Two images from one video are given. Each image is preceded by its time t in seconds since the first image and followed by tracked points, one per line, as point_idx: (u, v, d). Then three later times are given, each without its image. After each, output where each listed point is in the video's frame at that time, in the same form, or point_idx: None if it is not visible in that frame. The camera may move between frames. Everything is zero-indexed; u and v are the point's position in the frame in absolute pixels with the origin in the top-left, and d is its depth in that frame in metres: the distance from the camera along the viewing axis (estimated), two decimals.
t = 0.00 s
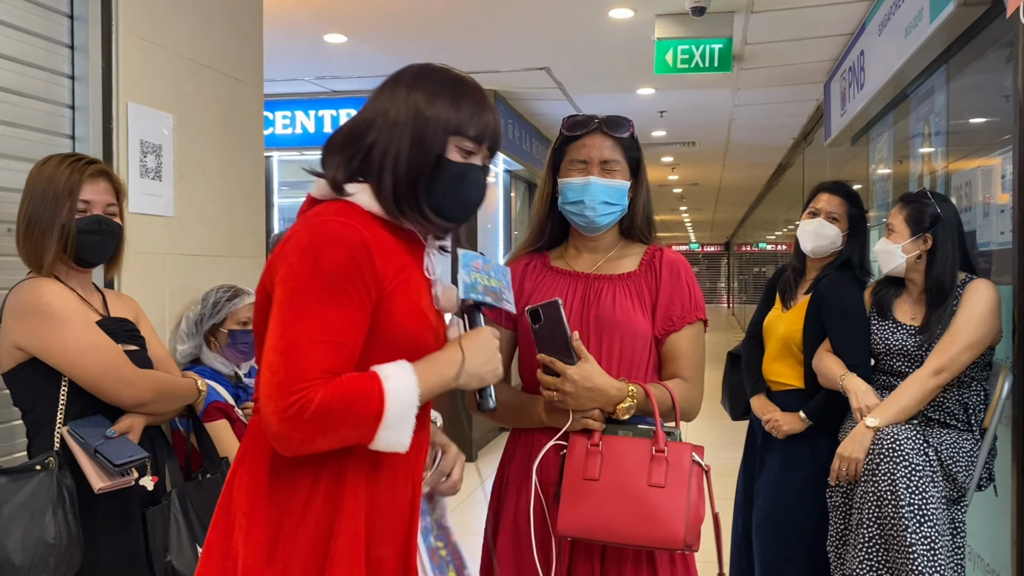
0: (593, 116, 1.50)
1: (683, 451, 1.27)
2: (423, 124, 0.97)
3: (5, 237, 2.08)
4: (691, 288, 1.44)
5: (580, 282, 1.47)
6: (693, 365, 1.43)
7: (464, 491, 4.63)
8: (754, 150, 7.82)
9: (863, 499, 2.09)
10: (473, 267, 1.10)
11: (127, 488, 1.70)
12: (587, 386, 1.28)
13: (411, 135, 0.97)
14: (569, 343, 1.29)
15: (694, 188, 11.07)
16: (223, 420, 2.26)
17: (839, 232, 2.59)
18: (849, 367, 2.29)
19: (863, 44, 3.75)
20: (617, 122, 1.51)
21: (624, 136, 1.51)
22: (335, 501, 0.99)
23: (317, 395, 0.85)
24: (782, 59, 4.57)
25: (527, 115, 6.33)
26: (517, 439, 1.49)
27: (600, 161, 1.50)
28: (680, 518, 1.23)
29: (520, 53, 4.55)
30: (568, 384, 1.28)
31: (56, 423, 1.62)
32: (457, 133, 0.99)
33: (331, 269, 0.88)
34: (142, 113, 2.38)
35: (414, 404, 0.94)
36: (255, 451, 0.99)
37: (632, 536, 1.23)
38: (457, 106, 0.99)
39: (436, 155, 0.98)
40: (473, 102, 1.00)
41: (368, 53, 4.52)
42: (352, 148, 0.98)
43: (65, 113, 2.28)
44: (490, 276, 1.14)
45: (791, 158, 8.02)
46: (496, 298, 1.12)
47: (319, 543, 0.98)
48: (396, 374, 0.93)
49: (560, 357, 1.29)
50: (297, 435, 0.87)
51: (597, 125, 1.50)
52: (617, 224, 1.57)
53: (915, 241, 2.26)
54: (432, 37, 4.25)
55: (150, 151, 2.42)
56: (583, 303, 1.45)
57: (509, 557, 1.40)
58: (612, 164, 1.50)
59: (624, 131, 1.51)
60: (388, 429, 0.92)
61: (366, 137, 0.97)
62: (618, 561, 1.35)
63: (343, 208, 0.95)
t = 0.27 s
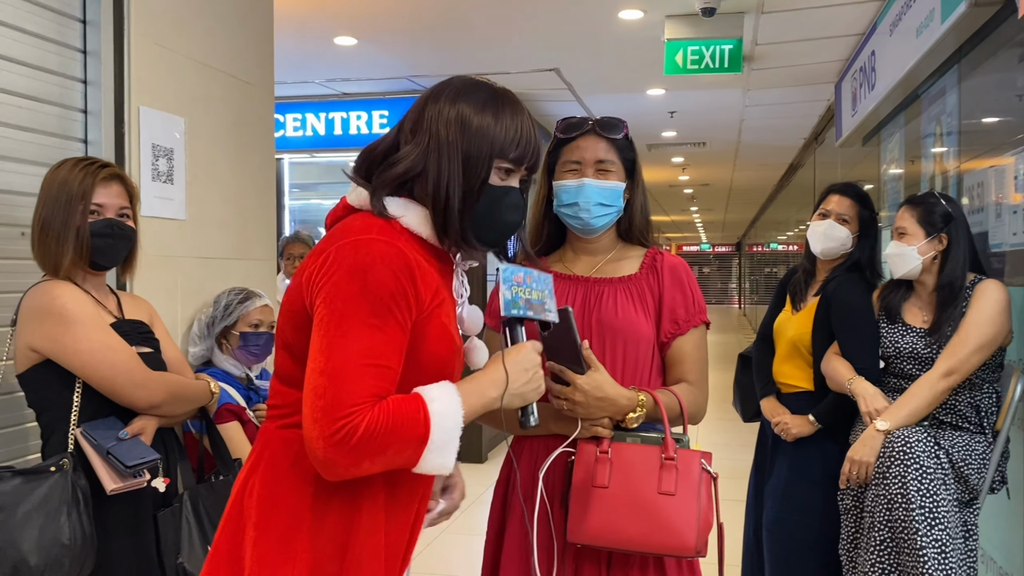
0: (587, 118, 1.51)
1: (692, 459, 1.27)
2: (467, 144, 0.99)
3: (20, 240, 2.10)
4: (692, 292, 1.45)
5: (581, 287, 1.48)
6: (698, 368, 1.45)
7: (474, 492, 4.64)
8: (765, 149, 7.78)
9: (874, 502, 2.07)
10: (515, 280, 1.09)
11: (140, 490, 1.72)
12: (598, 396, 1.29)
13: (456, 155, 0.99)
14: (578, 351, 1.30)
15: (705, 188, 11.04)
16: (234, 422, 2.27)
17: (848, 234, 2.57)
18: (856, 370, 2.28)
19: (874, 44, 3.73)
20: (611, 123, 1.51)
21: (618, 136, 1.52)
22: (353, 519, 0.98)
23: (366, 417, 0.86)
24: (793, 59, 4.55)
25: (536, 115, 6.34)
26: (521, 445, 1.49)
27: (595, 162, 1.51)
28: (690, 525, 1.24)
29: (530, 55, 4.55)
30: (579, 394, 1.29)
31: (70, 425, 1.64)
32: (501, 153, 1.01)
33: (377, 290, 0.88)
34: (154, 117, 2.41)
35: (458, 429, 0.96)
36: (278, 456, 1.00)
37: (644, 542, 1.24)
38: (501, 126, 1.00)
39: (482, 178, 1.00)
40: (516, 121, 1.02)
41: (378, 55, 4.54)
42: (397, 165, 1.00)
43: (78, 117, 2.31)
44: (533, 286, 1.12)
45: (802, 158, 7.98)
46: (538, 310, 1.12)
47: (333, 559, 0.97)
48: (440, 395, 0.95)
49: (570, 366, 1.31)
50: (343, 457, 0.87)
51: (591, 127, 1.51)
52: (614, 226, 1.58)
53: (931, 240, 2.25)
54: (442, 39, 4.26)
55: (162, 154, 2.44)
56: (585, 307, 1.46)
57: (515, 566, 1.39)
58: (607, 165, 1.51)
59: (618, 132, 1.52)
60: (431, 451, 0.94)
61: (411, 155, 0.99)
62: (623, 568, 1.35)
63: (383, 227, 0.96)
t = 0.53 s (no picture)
0: (587, 116, 1.50)
1: (702, 460, 1.28)
2: (423, 110, 0.96)
3: (31, 241, 2.12)
4: (699, 290, 1.45)
5: (586, 288, 1.47)
6: (705, 368, 1.44)
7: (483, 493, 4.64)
8: (775, 149, 7.74)
9: (885, 505, 2.06)
10: (482, 226, 1.05)
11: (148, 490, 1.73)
12: (607, 400, 1.29)
13: (416, 124, 0.96)
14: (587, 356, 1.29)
15: (714, 188, 10.99)
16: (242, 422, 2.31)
17: (852, 234, 2.56)
18: (861, 372, 2.27)
19: (884, 43, 3.71)
20: (612, 121, 1.51)
21: (619, 132, 1.51)
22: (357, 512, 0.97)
23: (352, 398, 0.86)
24: (802, 59, 4.53)
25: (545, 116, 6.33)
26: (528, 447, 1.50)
27: (596, 158, 1.50)
28: (701, 529, 1.24)
29: (539, 55, 4.55)
30: (587, 398, 1.28)
31: (79, 427, 1.65)
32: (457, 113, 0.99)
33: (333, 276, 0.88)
34: (163, 118, 2.42)
35: (453, 386, 0.94)
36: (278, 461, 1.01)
37: (656, 547, 1.24)
38: (450, 85, 0.98)
39: (444, 142, 0.98)
40: (463, 78, 1.00)
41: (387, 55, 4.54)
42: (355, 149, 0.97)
43: (87, 119, 2.32)
44: (503, 231, 1.09)
45: (813, 158, 7.93)
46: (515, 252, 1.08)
47: (344, 555, 0.97)
48: (425, 359, 0.93)
49: (579, 370, 1.29)
50: (335, 442, 0.87)
51: (591, 124, 1.50)
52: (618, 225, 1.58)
53: (948, 239, 2.23)
54: (450, 39, 4.26)
55: (171, 156, 2.45)
56: (591, 308, 1.45)
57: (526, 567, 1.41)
58: (609, 162, 1.51)
59: (619, 129, 1.51)
60: (431, 417, 0.92)
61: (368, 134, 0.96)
62: (634, 568, 1.35)
63: (347, 218, 0.96)
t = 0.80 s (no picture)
0: (589, 114, 1.50)
1: (711, 461, 1.27)
2: (402, 104, 0.99)
3: (39, 241, 2.14)
4: (704, 287, 1.45)
5: (589, 288, 1.47)
6: (712, 367, 1.45)
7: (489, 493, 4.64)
8: (783, 149, 7.71)
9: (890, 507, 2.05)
10: (472, 201, 1.05)
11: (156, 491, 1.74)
12: (615, 402, 1.29)
13: (396, 118, 0.98)
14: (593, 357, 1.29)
15: (722, 188, 10.96)
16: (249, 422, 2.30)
17: (853, 235, 2.55)
18: (865, 374, 2.26)
19: (893, 43, 3.69)
20: (615, 119, 1.50)
21: (622, 131, 1.51)
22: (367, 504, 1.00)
23: (380, 397, 0.89)
24: (810, 58, 4.51)
25: (552, 115, 6.33)
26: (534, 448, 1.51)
27: (599, 158, 1.51)
28: (711, 528, 1.23)
29: (545, 55, 4.55)
30: (595, 401, 1.29)
31: (88, 427, 1.66)
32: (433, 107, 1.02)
33: (336, 279, 0.89)
34: (170, 118, 2.43)
35: (469, 369, 1.00)
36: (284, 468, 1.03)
37: (667, 548, 1.23)
38: (423, 79, 1.00)
39: (422, 136, 1.00)
40: (435, 72, 1.02)
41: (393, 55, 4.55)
42: (334, 147, 0.98)
43: (95, 119, 2.34)
44: (492, 200, 1.08)
45: (821, 158, 7.90)
46: (504, 222, 1.09)
47: (356, 549, 0.99)
48: (436, 344, 0.97)
49: (586, 372, 1.30)
50: (367, 441, 0.89)
51: (593, 123, 1.50)
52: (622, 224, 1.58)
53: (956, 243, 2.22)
54: (457, 39, 4.27)
55: (179, 156, 2.47)
56: (596, 307, 1.45)
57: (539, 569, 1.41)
58: (613, 161, 1.51)
59: (623, 127, 1.51)
60: (455, 396, 0.98)
61: (348, 131, 0.98)
62: (645, 569, 1.36)
63: (344, 224, 0.98)
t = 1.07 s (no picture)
0: (596, 111, 1.51)
1: (713, 464, 1.26)
2: (407, 109, 0.99)
3: (46, 240, 2.15)
4: (708, 287, 1.45)
5: (592, 287, 1.47)
6: (715, 367, 1.45)
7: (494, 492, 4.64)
8: (788, 148, 7.69)
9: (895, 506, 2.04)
10: (476, 210, 1.17)
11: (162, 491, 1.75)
12: (616, 406, 1.29)
13: (401, 123, 0.99)
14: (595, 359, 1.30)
15: (727, 186, 10.95)
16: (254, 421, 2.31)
17: (856, 234, 2.55)
18: (869, 371, 2.25)
19: (899, 42, 3.68)
20: (622, 116, 1.51)
21: (629, 128, 1.52)
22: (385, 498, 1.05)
23: (416, 395, 0.92)
24: (816, 57, 4.50)
25: (556, 115, 6.33)
26: (539, 445, 1.52)
27: (605, 154, 1.51)
28: (714, 532, 1.23)
29: (550, 54, 4.54)
30: (596, 405, 1.29)
31: (95, 426, 1.67)
32: (437, 112, 1.03)
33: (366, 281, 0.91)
34: (176, 118, 2.44)
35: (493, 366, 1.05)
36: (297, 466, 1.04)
37: (668, 554, 1.24)
38: (428, 84, 1.02)
39: (427, 140, 1.02)
40: (440, 77, 1.04)
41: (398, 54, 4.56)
42: (334, 148, 0.98)
43: (101, 119, 2.35)
44: (494, 208, 1.20)
45: (826, 157, 7.88)
46: (507, 226, 1.19)
47: (376, 541, 1.04)
48: (458, 343, 1.03)
49: (587, 375, 1.30)
50: (406, 438, 0.92)
51: (601, 119, 1.51)
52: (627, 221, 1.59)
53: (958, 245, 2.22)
54: (461, 38, 4.27)
55: (185, 155, 2.48)
56: (599, 308, 1.45)
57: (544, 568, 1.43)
58: (618, 157, 1.51)
59: (630, 124, 1.52)
60: (482, 391, 1.04)
61: (352, 132, 0.98)
62: (648, 570, 1.37)
63: (358, 226, 0.99)
